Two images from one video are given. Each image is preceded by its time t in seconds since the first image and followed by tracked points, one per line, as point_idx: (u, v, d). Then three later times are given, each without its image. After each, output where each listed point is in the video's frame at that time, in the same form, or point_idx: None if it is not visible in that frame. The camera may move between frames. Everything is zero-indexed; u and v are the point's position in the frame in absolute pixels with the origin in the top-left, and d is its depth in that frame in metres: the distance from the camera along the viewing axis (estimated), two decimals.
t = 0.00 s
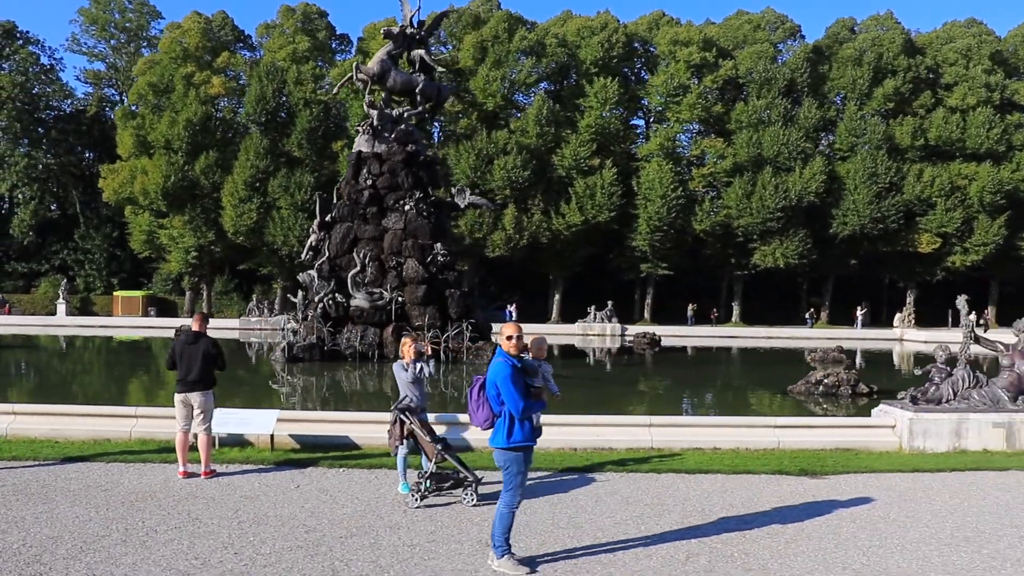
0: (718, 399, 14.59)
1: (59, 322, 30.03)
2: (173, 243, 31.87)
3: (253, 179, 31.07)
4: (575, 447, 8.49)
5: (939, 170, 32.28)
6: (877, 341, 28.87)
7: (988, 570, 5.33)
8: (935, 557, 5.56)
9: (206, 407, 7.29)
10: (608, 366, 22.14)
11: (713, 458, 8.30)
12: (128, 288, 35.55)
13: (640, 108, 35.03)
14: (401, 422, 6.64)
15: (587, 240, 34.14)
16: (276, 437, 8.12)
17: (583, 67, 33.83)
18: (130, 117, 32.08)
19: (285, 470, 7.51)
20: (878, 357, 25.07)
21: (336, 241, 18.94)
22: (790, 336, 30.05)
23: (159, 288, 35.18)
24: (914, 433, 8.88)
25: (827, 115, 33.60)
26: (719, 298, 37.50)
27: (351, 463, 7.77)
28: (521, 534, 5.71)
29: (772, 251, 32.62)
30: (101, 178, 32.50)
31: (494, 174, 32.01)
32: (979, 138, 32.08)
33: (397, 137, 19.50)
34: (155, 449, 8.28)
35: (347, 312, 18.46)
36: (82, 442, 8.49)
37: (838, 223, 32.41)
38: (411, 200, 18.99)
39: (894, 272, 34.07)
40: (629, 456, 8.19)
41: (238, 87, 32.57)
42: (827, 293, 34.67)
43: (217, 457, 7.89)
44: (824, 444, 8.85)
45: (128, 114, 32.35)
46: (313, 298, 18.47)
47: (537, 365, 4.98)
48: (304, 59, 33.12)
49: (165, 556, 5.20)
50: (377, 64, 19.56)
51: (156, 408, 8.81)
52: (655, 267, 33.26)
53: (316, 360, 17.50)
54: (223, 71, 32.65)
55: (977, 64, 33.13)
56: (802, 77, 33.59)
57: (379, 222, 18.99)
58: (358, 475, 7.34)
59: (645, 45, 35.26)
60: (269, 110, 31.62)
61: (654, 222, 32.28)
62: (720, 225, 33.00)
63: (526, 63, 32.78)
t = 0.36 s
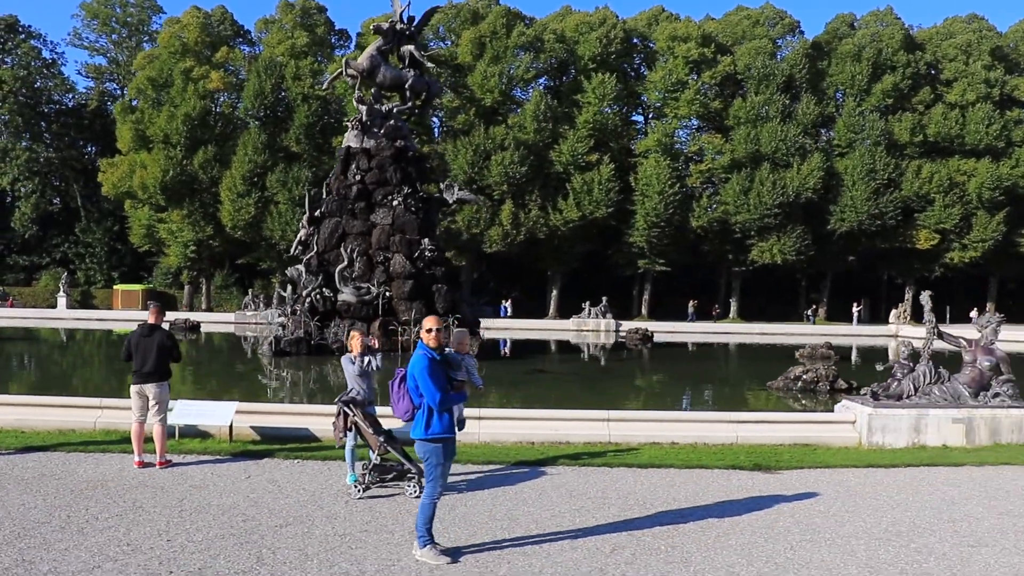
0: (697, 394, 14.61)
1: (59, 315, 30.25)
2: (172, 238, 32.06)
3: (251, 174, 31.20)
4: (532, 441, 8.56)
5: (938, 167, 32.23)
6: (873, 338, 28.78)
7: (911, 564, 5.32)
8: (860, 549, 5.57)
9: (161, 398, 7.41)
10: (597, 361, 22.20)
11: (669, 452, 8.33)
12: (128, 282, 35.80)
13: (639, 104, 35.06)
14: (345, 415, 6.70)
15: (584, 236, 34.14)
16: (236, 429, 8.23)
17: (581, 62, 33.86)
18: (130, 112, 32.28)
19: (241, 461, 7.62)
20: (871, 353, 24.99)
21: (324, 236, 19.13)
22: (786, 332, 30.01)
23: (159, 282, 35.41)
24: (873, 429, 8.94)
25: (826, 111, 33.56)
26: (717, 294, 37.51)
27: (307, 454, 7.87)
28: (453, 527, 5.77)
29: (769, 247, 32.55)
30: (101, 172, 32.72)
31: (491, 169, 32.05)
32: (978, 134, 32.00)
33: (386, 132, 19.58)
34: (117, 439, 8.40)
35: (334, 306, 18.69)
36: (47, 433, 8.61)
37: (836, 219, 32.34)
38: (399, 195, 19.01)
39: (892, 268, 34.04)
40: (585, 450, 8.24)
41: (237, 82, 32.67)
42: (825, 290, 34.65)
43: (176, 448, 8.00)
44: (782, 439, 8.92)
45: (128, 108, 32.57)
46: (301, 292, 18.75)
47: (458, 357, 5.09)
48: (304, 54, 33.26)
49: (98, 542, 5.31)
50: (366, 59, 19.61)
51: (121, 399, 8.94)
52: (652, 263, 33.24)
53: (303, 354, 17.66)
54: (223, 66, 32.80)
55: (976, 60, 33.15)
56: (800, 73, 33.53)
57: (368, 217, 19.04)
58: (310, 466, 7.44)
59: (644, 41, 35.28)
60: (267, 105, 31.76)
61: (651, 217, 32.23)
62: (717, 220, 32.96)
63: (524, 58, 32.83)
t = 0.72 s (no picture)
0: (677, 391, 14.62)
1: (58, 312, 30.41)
2: (170, 236, 32.19)
3: (248, 172, 31.25)
4: (492, 437, 8.59)
5: (936, 162, 32.11)
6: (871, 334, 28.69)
7: (837, 560, 5.27)
8: (788, 544, 5.54)
9: (117, 393, 7.49)
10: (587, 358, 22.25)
11: (628, 448, 8.32)
12: (128, 280, 36.00)
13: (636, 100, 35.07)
14: (292, 410, 6.75)
15: (581, 233, 34.14)
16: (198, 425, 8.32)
17: (578, 59, 33.87)
18: (128, 110, 32.44)
19: (198, 456, 7.71)
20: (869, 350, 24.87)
21: (312, 233, 19.19)
22: (782, 329, 29.94)
23: (159, 280, 35.58)
24: (834, 425, 8.92)
25: (823, 106, 33.50)
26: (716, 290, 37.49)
27: (263, 450, 7.94)
28: (389, 522, 5.84)
29: (767, 243, 32.48)
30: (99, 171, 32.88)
31: (488, 166, 32.05)
32: (976, 130, 31.92)
33: (374, 131, 19.69)
34: (80, 434, 8.50)
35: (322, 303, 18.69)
36: (12, 428, 8.72)
37: (834, 215, 32.27)
38: (386, 193, 19.11)
39: (890, 265, 34.00)
40: (542, 446, 8.26)
41: (233, 80, 32.68)
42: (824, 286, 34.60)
43: (135, 443, 8.08)
44: (744, 435, 8.91)
45: (126, 106, 32.72)
46: (289, 290, 18.76)
47: (384, 355, 5.17)
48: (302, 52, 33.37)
49: (36, 534, 5.39)
50: (354, 58, 19.65)
51: (87, 395, 9.04)
52: (650, 260, 33.17)
53: (290, 351, 17.74)
54: (221, 65, 32.89)
55: (975, 55, 33.09)
56: (798, 69, 33.51)
57: (356, 215, 19.14)
58: (265, 461, 7.51)
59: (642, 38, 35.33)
60: (265, 103, 31.85)
61: (649, 214, 32.15)
62: (715, 217, 32.87)
63: (521, 56, 32.86)
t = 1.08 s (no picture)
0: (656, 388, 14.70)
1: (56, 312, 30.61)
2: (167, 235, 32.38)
3: (245, 171, 31.41)
4: (451, 434, 8.71)
5: (933, 159, 32.08)
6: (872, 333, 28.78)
7: (759, 556, 5.21)
8: (715, 539, 5.53)
9: (74, 392, 7.60)
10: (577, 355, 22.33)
11: (583, 445, 8.39)
12: (128, 279, 36.25)
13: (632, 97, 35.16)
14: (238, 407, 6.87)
15: (577, 231, 34.20)
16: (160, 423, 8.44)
17: (574, 57, 33.92)
18: (125, 111, 32.66)
19: (156, 454, 7.82)
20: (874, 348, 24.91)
21: (300, 232, 19.27)
22: (777, 326, 29.94)
23: (158, 280, 35.79)
24: (793, 421, 8.95)
25: (819, 103, 33.48)
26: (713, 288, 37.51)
27: (221, 447, 8.05)
28: (325, 516, 5.93)
29: (763, 240, 32.45)
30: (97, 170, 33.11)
31: (484, 165, 32.10)
32: (973, 127, 31.92)
33: (361, 129, 19.78)
34: (42, 434, 8.62)
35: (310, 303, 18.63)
36: None
37: (830, 212, 32.25)
38: (373, 191, 19.21)
39: (888, 262, 33.97)
40: (498, 443, 8.35)
41: (230, 80, 32.85)
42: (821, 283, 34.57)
43: (96, 441, 8.20)
44: (702, 433, 8.99)
45: (123, 106, 32.91)
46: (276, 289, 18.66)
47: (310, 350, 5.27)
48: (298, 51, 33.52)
49: None
50: (342, 56, 19.68)
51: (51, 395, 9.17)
52: (647, 257, 33.15)
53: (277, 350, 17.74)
54: (218, 65, 33.04)
55: (971, 52, 33.08)
56: (794, 66, 33.60)
57: (343, 213, 19.25)
58: (220, 458, 7.63)
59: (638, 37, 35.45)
60: (261, 102, 31.96)
61: (645, 212, 32.12)
62: (711, 215, 32.84)
63: (517, 54, 32.93)
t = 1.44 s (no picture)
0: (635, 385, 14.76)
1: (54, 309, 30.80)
2: (165, 233, 32.62)
3: (241, 169, 31.53)
4: (410, 429, 8.81)
5: (929, 156, 32.02)
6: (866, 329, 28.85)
7: (681, 550, 5.26)
8: (641, 533, 5.58)
9: (33, 387, 7.71)
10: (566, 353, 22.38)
11: (539, 441, 8.48)
12: (127, 277, 36.49)
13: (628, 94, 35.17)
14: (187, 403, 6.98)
15: (573, 228, 34.23)
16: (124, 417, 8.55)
17: (569, 54, 33.95)
18: (122, 109, 32.88)
19: (114, 448, 7.93)
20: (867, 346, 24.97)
21: (287, 230, 19.40)
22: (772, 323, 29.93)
23: (157, 278, 36.01)
24: (751, 417, 9.02)
25: (814, 100, 33.45)
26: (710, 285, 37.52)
27: (180, 442, 8.16)
28: (264, 509, 6.03)
29: (759, 238, 32.42)
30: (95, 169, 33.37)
31: (479, 162, 32.14)
32: (969, 123, 31.80)
33: (348, 127, 19.86)
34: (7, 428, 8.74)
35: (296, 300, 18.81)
36: None
37: (825, 209, 32.26)
38: (360, 189, 19.33)
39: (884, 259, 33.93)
40: (454, 438, 8.44)
41: (226, 77, 33.01)
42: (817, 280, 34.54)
43: (58, 435, 8.32)
44: (661, 429, 9.05)
45: (121, 105, 33.09)
46: (262, 286, 18.86)
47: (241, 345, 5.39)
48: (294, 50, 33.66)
49: None
50: (329, 55, 19.88)
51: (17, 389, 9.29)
52: (643, 255, 33.18)
53: (263, 346, 17.91)
54: (215, 64, 33.18)
55: (967, 49, 33.00)
56: (789, 62, 33.64)
57: (330, 211, 19.37)
58: (177, 452, 7.73)
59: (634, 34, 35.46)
60: (257, 100, 32.07)
61: (640, 209, 32.14)
62: (707, 212, 32.86)
63: (512, 52, 33.01)
